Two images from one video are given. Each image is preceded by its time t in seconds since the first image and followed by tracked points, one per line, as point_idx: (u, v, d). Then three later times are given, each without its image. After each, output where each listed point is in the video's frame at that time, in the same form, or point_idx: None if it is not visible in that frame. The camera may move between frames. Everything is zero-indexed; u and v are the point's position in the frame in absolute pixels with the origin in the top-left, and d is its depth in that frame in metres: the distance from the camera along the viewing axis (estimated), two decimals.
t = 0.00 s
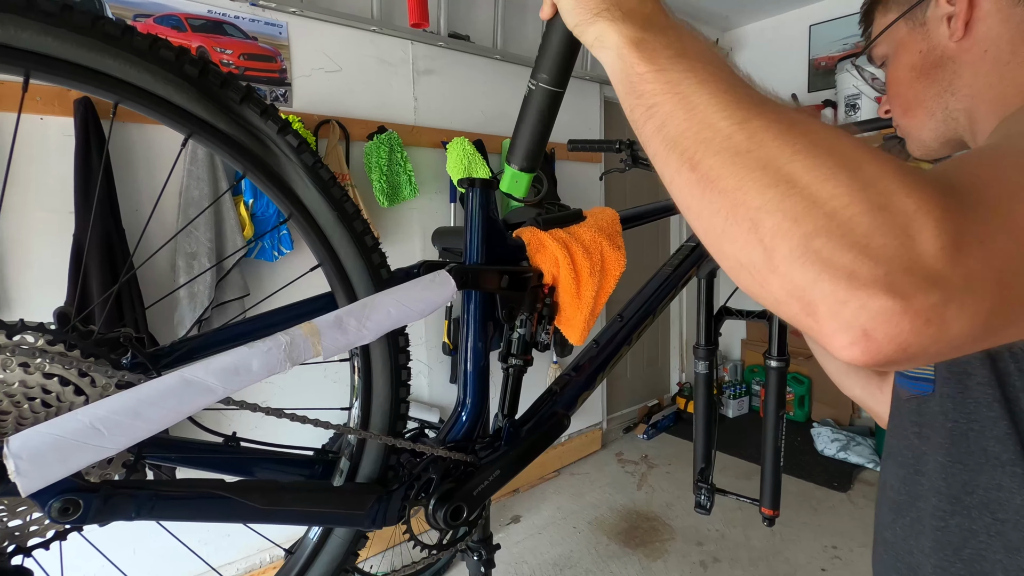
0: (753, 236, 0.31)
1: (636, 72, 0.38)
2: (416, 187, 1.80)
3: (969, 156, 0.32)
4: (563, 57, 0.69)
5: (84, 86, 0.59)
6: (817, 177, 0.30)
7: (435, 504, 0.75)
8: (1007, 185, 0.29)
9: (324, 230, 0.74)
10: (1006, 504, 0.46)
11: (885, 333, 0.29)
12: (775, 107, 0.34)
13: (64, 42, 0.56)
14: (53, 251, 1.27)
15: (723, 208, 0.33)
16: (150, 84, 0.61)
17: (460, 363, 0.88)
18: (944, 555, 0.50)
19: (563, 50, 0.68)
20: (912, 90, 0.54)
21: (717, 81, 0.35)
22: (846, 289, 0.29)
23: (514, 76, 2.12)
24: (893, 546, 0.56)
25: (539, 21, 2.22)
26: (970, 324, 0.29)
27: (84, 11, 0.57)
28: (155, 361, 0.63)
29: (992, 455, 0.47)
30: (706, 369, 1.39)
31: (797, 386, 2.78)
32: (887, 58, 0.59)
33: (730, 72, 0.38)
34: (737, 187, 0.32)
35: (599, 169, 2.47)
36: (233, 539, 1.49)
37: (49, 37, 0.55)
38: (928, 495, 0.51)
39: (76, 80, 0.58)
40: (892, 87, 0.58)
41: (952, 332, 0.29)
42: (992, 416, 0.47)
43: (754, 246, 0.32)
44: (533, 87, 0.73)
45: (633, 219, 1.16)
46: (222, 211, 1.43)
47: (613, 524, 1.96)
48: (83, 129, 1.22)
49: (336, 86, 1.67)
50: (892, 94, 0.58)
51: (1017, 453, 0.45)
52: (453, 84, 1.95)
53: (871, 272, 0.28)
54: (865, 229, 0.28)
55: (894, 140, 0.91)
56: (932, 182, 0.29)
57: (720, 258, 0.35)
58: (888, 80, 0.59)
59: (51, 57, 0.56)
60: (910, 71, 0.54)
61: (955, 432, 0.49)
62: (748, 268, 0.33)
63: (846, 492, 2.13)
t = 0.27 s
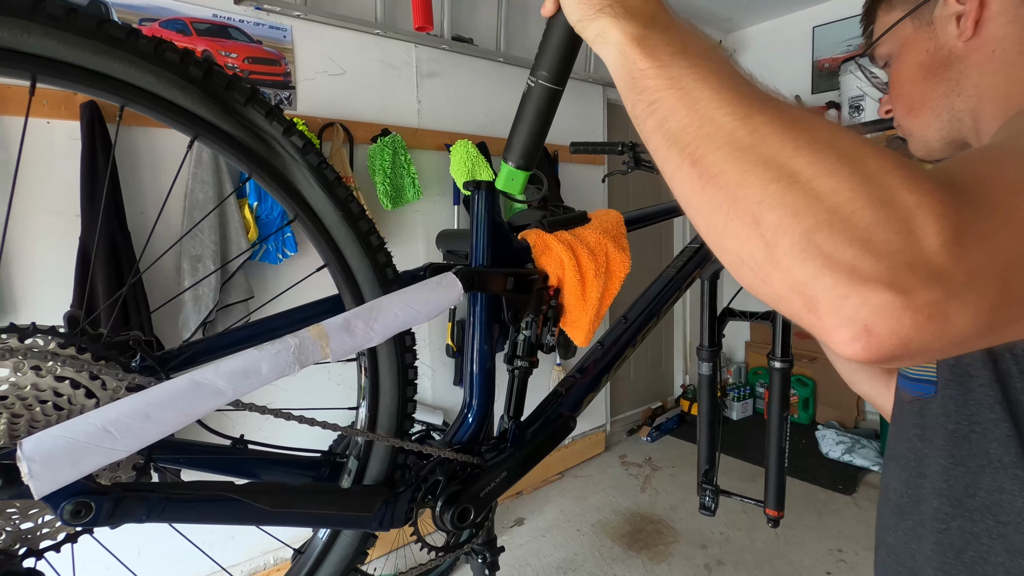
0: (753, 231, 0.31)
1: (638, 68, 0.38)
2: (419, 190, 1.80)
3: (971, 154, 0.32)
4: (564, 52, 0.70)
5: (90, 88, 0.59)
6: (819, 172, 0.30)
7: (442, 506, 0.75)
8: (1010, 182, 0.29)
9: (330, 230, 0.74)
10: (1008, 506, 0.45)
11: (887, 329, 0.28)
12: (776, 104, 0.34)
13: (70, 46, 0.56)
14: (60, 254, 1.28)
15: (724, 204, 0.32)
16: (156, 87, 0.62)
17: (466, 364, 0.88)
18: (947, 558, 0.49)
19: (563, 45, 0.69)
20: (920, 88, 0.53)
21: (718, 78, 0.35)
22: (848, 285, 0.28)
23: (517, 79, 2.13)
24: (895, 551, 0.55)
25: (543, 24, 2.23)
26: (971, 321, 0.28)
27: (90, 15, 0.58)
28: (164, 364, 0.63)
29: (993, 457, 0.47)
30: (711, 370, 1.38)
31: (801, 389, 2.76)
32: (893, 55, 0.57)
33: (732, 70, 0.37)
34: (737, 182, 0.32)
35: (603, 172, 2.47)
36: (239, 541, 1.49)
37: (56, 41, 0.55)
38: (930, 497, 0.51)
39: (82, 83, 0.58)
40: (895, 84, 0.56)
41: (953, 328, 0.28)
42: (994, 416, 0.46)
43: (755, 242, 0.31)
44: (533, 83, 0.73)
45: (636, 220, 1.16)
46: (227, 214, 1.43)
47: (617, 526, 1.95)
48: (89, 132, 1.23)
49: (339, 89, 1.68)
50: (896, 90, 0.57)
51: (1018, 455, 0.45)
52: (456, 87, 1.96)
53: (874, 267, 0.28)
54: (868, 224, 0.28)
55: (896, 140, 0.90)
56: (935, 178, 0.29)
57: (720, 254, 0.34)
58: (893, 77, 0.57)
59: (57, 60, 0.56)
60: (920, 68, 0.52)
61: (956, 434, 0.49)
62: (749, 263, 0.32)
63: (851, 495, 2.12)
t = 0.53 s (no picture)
0: (746, 211, 0.31)
1: (628, 52, 0.37)
2: (420, 190, 1.80)
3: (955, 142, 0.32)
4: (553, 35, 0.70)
5: (91, 90, 0.59)
6: (813, 152, 0.29)
7: (442, 509, 0.75)
8: (993, 167, 0.29)
9: (331, 232, 0.74)
10: (1007, 506, 0.46)
11: (879, 306, 0.28)
12: (768, 84, 0.33)
13: (70, 47, 0.56)
14: (59, 254, 1.28)
15: (717, 184, 0.32)
16: (156, 88, 0.62)
17: (467, 366, 0.88)
18: (943, 557, 0.49)
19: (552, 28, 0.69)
20: (963, 59, 0.44)
21: (709, 59, 0.34)
22: (841, 263, 0.28)
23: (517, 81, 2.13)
24: (893, 551, 0.55)
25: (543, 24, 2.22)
26: (960, 300, 0.29)
27: (90, 15, 0.57)
28: (164, 366, 0.63)
29: (992, 457, 0.47)
30: (711, 372, 1.38)
31: (801, 391, 2.78)
32: (920, 21, 0.48)
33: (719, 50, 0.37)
34: (730, 164, 0.31)
35: (603, 173, 2.47)
36: (237, 542, 1.48)
37: (56, 42, 0.55)
38: (928, 496, 0.51)
39: (83, 85, 0.58)
40: (917, 56, 0.47)
41: (941, 307, 0.29)
42: (994, 417, 0.47)
43: (748, 224, 0.31)
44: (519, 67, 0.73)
45: (637, 222, 1.16)
46: (227, 215, 1.43)
47: (617, 528, 1.95)
48: (90, 133, 1.23)
49: (340, 90, 1.68)
50: (914, 65, 0.48)
51: (1017, 455, 0.45)
52: (456, 88, 1.96)
53: (866, 247, 0.28)
54: (861, 203, 0.28)
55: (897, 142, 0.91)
56: (925, 161, 0.29)
57: (712, 235, 0.34)
58: (912, 49, 0.48)
59: (58, 62, 0.56)
60: (961, 38, 0.44)
61: (955, 434, 0.49)
62: (742, 245, 0.32)
63: (852, 497, 2.12)
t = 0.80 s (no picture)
0: (714, 143, 0.28)
1: None
2: (419, 188, 1.79)
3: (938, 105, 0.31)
4: None
5: (87, 85, 0.59)
6: (790, 84, 0.27)
7: (441, 506, 0.75)
8: (964, 124, 0.28)
9: (330, 229, 0.74)
10: (1008, 503, 0.45)
11: (836, 245, 0.27)
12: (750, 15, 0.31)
13: (67, 43, 0.56)
14: (58, 251, 1.28)
15: (690, 118, 0.29)
16: (153, 84, 0.61)
17: (466, 363, 0.88)
18: (945, 554, 0.50)
19: None
20: (965, 54, 0.39)
21: None
22: (804, 199, 0.27)
23: (517, 78, 2.12)
24: (890, 546, 0.56)
25: (543, 21, 2.22)
26: (917, 250, 0.28)
27: (87, 11, 0.57)
28: (162, 363, 0.63)
29: (993, 453, 0.46)
30: (711, 369, 1.38)
31: (801, 388, 2.76)
32: (919, 11, 0.41)
33: None
34: (707, 94, 0.28)
35: (603, 170, 2.46)
36: (237, 539, 1.49)
37: (53, 37, 0.55)
38: (929, 494, 0.51)
39: (79, 80, 0.58)
40: (915, 49, 0.41)
41: (896, 251, 0.28)
42: (996, 414, 0.45)
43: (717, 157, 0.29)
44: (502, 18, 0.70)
45: (636, 219, 1.16)
46: (226, 212, 1.43)
47: (617, 526, 1.95)
48: (88, 130, 1.23)
49: (339, 87, 1.67)
50: (910, 60, 0.41)
51: (1019, 452, 0.44)
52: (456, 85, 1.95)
53: (830, 184, 0.26)
54: (833, 139, 0.26)
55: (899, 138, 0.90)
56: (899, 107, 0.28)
57: (681, 168, 0.32)
58: (906, 41, 0.42)
59: (54, 57, 0.56)
60: (961, 32, 0.39)
61: (956, 430, 0.48)
62: (707, 180, 0.30)
63: (851, 495, 2.12)
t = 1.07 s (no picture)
0: (688, 46, 0.27)
1: None
2: (425, 183, 1.79)
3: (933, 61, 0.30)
4: None
5: (99, 74, 0.59)
6: None
7: (449, 502, 0.75)
8: (944, 70, 0.27)
9: (339, 221, 0.74)
10: (1007, 496, 0.44)
11: (787, 154, 0.26)
12: None
13: (80, 32, 0.56)
14: (67, 243, 1.28)
15: (671, 25, 0.28)
16: (164, 73, 0.61)
17: (474, 359, 0.88)
18: (941, 545, 0.49)
19: None
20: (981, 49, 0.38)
21: None
22: (764, 103, 0.25)
23: (525, 74, 2.11)
24: (884, 538, 0.56)
25: (552, 18, 2.21)
26: (869, 176, 0.26)
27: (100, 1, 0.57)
28: (172, 355, 0.63)
29: (995, 448, 0.45)
30: (717, 369, 1.38)
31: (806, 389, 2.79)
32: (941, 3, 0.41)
33: None
34: None
35: (609, 168, 2.46)
36: (241, 532, 1.49)
37: (65, 26, 0.55)
38: (928, 485, 0.50)
39: (91, 70, 0.58)
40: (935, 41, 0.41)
41: (843, 175, 0.26)
42: (997, 408, 0.45)
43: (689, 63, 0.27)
44: None
45: (645, 217, 1.16)
46: (234, 206, 1.43)
47: (620, 524, 1.95)
48: (98, 122, 1.23)
49: (347, 82, 1.67)
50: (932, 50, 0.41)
51: (1019, 447, 0.43)
52: (464, 81, 1.95)
53: (792, 97, 0.25)
54: (805, 47, 0.25)
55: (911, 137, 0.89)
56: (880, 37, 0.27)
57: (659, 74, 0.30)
58: (929, 31, 0.41)
59: (66, 46, 0.56)
60: (983, 23, 0.38)
61: (958, 422, 0.48)
62: (679, 85, 0.28)
63: (855, 496, 2.11)
